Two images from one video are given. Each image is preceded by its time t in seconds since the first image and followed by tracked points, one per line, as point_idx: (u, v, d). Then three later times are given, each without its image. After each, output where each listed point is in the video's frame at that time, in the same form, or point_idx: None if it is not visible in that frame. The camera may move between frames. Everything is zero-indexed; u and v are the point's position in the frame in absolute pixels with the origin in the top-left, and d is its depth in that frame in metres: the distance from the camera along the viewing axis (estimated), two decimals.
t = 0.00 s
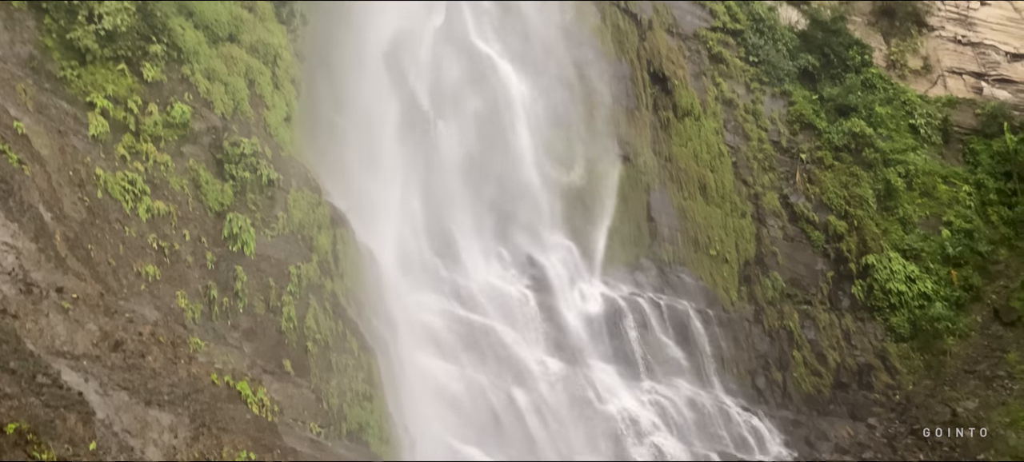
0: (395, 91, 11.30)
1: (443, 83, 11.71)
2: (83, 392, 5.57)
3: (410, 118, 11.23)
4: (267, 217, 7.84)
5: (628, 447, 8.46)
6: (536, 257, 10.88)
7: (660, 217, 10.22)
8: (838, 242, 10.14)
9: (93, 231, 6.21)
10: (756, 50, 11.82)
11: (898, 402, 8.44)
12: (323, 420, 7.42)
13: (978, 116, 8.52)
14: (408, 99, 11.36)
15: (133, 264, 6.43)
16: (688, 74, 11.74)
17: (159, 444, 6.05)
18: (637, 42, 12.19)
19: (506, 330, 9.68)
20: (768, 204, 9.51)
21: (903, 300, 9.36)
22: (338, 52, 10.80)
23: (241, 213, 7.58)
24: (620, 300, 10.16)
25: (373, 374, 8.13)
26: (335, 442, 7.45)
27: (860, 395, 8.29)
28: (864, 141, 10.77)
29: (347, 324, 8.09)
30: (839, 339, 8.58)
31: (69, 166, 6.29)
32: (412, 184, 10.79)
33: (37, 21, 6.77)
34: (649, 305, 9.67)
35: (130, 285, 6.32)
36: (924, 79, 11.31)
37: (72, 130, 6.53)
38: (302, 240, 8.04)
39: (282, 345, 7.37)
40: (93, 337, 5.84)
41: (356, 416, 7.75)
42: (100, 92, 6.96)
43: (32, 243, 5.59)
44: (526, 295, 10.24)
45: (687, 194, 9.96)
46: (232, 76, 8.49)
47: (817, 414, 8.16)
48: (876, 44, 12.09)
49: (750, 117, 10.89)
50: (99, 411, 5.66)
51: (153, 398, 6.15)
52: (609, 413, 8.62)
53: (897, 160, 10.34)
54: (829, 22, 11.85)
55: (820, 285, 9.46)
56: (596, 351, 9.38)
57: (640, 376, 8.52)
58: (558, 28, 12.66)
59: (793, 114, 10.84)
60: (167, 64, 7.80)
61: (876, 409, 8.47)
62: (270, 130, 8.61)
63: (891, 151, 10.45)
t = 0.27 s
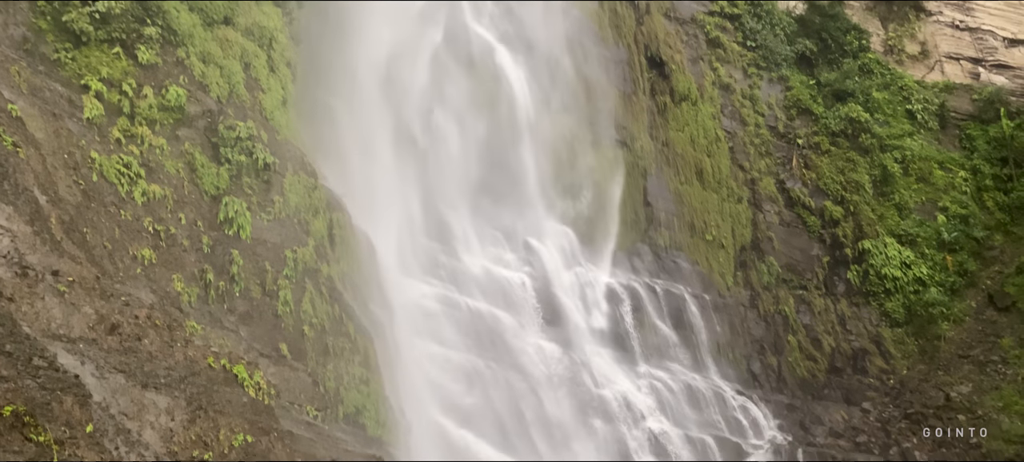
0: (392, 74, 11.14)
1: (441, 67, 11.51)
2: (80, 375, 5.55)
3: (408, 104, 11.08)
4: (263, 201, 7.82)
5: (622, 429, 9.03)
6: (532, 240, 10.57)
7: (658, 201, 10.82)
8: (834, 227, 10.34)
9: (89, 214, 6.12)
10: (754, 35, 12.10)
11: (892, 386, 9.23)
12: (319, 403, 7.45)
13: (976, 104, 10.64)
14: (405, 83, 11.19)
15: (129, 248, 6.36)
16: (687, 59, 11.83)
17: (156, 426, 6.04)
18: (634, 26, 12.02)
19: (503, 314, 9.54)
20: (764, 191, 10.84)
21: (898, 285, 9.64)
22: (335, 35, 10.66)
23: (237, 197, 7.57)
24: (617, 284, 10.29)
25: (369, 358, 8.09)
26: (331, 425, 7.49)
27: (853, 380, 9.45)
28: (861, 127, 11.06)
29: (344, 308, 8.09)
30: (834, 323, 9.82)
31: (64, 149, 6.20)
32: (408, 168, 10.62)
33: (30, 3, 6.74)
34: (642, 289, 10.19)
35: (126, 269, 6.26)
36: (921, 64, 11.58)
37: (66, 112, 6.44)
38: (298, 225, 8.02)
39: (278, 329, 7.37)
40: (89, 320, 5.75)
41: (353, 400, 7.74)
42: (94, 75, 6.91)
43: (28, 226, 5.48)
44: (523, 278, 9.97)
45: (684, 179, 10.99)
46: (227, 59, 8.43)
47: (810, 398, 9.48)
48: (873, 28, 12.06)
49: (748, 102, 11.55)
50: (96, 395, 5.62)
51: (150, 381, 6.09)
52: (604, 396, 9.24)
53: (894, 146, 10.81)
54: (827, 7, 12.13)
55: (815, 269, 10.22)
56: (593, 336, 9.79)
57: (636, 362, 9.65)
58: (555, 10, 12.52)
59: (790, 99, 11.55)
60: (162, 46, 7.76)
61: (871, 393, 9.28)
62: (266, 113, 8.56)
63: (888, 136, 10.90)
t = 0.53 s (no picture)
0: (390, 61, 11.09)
1: (437, 53, 11.46)
2: (76, 359, 5.44)
3: (405, 91, 11.05)
4: (259, 186, 7.79)
5: (617, 414, 9.08)
6: (528, 225, 10.58)
7: (654, 187, 10.84)
8: (830, 213, 10.39)
9: (84, 198, 6.06)
10: (751, 20, 12.06)
11: (886, 371, 9.37)
12: (316, 387, 7.45)
13: (971, 91, 10.42)
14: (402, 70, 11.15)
15: (125, 232, 6.31)
16: (684, 44, 11.82)
17: (152, 410, 5.91)
18: (631, 11, 11.98)
19: (500, 300, 9.58)
20: (760, 177, 10.87)
21: (894, 271, 9.77)
22: (331, 19, 10.57)
23: (232, 181, 7.54)
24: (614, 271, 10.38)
25: (366, 343, 8.11)
26: (327, 410, 7.48)
27: (848, 365, 9.59)
28: (856, 113, 11.00)
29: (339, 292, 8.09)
30: (829, 309, 9.92)
31: (59, 132, 6.15)
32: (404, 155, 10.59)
33: None
34: (637, 275, 10.37)
35: (121, 253, 6.20)
36: (918, 51, 11.38)
37: (61, 96, 6.38)
38: (294, 210, 8.01)
39: (275, 313, 7.36)
40: (86, 304, 5.67)
41: (349, 384, 7.75)
42: (89, 59, 6.87)
43: (22, 210, 5.44)
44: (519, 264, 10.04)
45: (680, 165, 11.02)
46: (222, 43, 8.38)
47: (805, 382, 9.64)
48: (871, 13, 11.79)
49: (744, 88, 11.56)
50: (92, 378, 5.51)
51: (146, 365, 5.97)
52: (600, 381, 9.29)
53: (890, 132, 10.78)
54: None
55: (811, 254, 10.28)
56: (589, 322, 9.84)
57: (633, 346, 9.78)
58: None
59: (787, 85, 11.56)
60: (156, 30, 7.72)
61: (864, 377, 9.43)
62: (261, 97, 8.52)
63: (884, 122, 10.83)
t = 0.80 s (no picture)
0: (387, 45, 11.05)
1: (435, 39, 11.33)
2: (72, 344, 5.37)
3: (403, 77, 10.97)
4: (254, 171, 7.77)
5: (612, 399, 9.22)
6: (524, 212, 10.63)
7: (651, 173, 10.83)
8: (825, 200, 10.50)
9: (79, 183, 6.03)
10: (749, 5, 12.09)
11: (880, 357, 9.12)
12: (312, 373, 7.42)
13: (967, 77, 10.68)
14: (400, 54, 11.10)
15: (120, 217, 6.28)
16: (681, 29, 11.85)
17: (148, 395, 5.84)
18: None
19: (495, 286, 9.64)
20: (756, 163, 10.82)
21: (888, 258, 9.78)
22: (326, 6, 10.54)
23: (227, 166, 7.52)
24: (610, 258, 10.49)
25: (362, 329, 8.14)
26: (324, 394, 7.45)
27: (842, 351, 9.36)
28: (853, 99, 11.07)
29: (335, 278, 8.11)
30: (824, 294, 9.83)
31: (54, 117, 6.11)
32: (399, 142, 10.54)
33: None
34: (633, 262, 10.49)
35: (117, 238, 6.17)
36: (915, 37, 11.72)
37: (55, 80, 6.35)
38: (289, 195, 7.99)
39: (271, 298, 7.34)
40: (80, 288, 5.64)
41: (345, 369, 7.75)
42: (82, 42, 6.82)
43: (17, 195, 5.39)
44: (515, 250, 10.12)
45: (677, 151, 11.03)
46: (217, 27, 8.34)
47: (799, 368, 9.46)
48: None
49: (742, 74, 11.55)
50: (88, 363, 5.43)
51: (142, 350, 5.91)
52: (595, 367, 9.42)
53: (886, 119, 10.89)
54: None
55: (807, 241, 10.32)
56: (585, 309, 9.97)
57: (628, 332, 9.94)
58: None
59: (784, 71, 11.53)
60: (151, 14, 7.67)
61: (858, 363, 9.19)
62: (257, 82, 8.50)
63: (880, 109, 10.96)
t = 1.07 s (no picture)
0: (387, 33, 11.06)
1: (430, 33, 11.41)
2: (67, 328, 5.14)
3: (398, 68, 11.05)
4: (250, 156, 7.75)
5: (607, 385, 9.13)
6: (521, 198, 10.93)
7: (647, 160, 10.90)
8: (820, 186, 10.31)
9: (73, 168, 5.98)
10: None
11: (874, 344, 9.35)
12: (308, 358, 7.30)
13: (965, 64, 11.18)
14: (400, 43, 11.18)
15: (115, 202, 6.23)
16: (677, 15, 11.86)
17: (145, 380, 5.59)
18: None
19: (493, 272, 9.69)
20: (752, 150, 10.91)
21: (884, 244, 9.77)
22: None
23: (223, 151, 7.49)
24: (606, 242, 10.79)
25: (358, 314, 8.11)
26: (319, 379, 7.34)
27: (836, 337, 9.57)
28: (850, 86, 11.08)
29: (331, 263, 8.09)
30: (819, 281, 9.90)
31: (47, 101, 6.05)
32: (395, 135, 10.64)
33: None
34: (631, 249, 10.73)
35: (111, 223, 6.10)
36: (911, 23, 11.97)
37: (48, 64, 6.30)
38: (285, 180, 7.96)
39: (267, 283, 7.28)
40: (76, 274, 5.50)
41: (341, 355, 7.69)
42: (76, 26, 6.80)
43: (11, 180, 5.32)
44: (512, 237, 10.27)
45: (673, 137, 11.09)
46: (212, 12, 8.33)
47: (794, 354, 9.62)
48: None
49: (738, 60, 11.72)
50: (84, 347, 5.17)
51: (138, 335, 5.70)
52: (590, 353, 9.39)
53: (882, 105, 10.91)
54: None
55: (802, 227, 10.25)
56: (581, 293, 10.22)
57: (624, 315, 10.14)
58: None
59: (780, 57, 11.65)
60: None
61: (853, 349, 9.40)
62: (252, 67, 8.46)
63: (876, 96, 10.99)
